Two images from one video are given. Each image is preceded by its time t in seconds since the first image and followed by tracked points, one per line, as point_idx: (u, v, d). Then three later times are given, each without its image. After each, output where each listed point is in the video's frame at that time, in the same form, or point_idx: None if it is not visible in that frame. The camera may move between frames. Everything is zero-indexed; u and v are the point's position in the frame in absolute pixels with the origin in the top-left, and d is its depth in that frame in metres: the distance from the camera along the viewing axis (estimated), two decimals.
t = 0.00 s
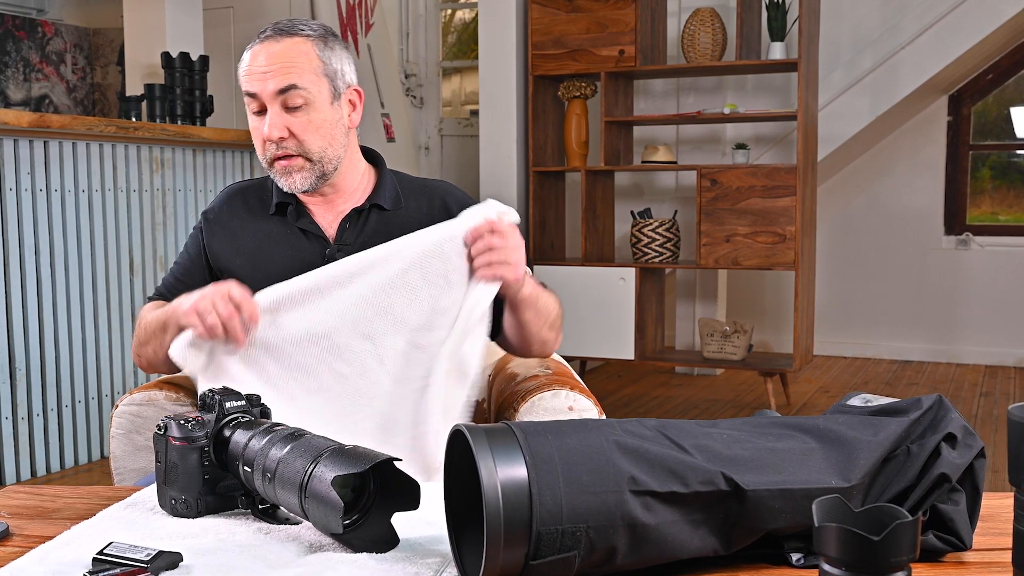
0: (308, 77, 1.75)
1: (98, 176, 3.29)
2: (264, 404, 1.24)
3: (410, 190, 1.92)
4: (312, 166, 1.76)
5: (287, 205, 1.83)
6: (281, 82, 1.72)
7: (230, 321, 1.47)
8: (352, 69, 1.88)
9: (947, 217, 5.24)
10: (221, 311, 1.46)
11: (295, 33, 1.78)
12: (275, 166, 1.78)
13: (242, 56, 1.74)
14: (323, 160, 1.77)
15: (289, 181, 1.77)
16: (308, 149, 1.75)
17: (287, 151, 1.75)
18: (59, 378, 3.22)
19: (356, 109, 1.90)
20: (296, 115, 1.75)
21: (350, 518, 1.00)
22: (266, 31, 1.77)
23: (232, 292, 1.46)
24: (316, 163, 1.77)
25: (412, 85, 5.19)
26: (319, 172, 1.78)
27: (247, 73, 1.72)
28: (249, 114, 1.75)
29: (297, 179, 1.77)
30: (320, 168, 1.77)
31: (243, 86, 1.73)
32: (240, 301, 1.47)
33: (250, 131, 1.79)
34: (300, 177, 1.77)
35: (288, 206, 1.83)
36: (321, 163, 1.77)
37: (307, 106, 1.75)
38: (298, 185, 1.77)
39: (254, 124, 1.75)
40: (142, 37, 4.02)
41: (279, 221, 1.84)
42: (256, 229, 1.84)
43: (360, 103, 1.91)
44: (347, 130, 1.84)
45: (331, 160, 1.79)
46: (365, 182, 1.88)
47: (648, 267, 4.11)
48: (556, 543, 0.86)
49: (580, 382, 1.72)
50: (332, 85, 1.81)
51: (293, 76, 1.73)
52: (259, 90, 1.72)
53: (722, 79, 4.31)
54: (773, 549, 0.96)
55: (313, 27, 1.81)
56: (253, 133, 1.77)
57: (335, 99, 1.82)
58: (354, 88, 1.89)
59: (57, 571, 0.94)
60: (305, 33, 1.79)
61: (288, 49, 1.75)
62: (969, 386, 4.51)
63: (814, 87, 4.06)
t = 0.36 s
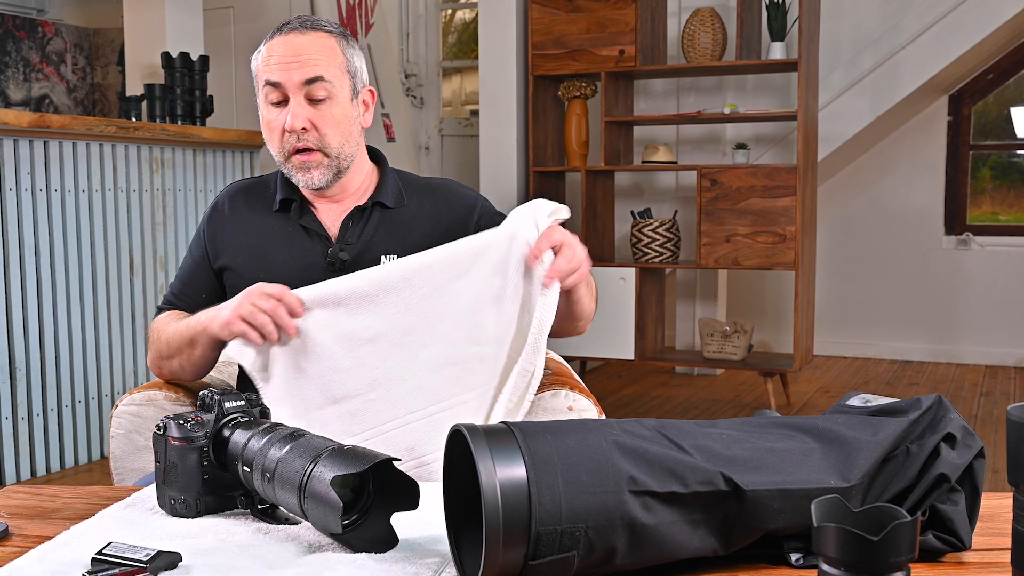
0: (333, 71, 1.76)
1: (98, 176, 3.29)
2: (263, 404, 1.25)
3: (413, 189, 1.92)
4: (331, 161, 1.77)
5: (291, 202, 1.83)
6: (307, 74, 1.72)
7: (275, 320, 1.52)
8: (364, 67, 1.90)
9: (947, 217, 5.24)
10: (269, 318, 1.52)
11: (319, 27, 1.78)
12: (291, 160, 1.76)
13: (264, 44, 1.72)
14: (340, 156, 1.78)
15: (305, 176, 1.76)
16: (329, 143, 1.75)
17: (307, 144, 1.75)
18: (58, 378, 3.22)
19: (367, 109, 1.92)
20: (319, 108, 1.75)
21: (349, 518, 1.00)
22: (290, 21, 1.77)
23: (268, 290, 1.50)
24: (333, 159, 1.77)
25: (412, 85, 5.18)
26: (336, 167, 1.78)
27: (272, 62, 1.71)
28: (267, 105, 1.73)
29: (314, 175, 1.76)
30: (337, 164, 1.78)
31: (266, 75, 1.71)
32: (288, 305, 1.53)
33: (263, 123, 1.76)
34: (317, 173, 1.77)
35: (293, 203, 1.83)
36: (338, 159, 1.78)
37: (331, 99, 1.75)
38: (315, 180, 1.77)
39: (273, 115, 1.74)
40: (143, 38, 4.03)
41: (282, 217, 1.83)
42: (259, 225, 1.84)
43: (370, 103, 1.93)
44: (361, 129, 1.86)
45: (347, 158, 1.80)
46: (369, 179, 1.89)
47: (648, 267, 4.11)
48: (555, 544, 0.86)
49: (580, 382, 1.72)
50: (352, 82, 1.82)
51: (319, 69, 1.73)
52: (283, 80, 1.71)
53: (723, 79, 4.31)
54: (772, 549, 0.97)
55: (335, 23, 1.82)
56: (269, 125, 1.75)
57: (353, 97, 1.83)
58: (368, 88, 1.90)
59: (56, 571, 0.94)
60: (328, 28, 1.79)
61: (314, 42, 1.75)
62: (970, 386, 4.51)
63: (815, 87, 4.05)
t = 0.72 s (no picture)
0: (336, 92, 1.68)
1: (98, 176, 3.29)
2: (263, 404, 1.25)
3: (422, 194, 1.90)
4: (327, 178, 1.72)
5: (300, 202, 1.81)
6: (310, 94, 1.64)
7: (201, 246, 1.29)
8: (377, 78, 1.83)
9: (947, 217, 5.24)
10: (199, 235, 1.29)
11: (327, 43, 1.71)
12: (289, 172, 1.72)
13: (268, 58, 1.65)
14: (338, 174, 1.72)
15: (301, 189, 1.72)
16: (326, 164, 1.69)
17: (304, 163, 1.69)
18: (59, 378, 3.22)
19: (377, 122, 1.85)
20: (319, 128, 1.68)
21: (349, 518, 1.00)
22: (297, 34, 1.69)
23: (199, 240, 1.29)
24: (330, 176, 1.72)
25: (413, 84, 5.18)
26: (333, 183, 1.73)
27: (275, 79, 1.63)
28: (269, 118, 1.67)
29: (310, 189, 1.73)
30: (334, 181, 1.73)
31: (268, 90, 1.65)
32: (207, 212, 1.28)
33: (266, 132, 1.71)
34: (313, 187, 1.72)
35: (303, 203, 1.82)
36: (336, 176, 1.72)
37: (331, 121, 1.68)
38: (309, 193, 1.73)
39: (274, 129, 1.68)
40: (143, 38, 4.03)
41: (292, 217, 1.82)
42: (267, 225, 1.83)
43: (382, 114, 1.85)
44: (367, 144, 1.80)
45: (346, 175, 1.74)
46: (378, 185, 1.85)
47: (648, 267, 4.11)
48: (555, 543, 0.86)
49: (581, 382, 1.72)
50: (358, 101, 1.75)
51: (321, 90, 1.66)
52: (283, 99, 1.64)
53: (723, 79, 4.30)
54: (772, 550, 0.97)
55: (346, 37, 1.74)
56: (270, 137, 1.69)
57: (359, 113, 1.76)
58: (379, 101, 1.83)
59: (55, 571, 0.94)
60: (337, 45, 1.72)
61: (319, 60, 1.67)
62: (970, 386, 4.51)
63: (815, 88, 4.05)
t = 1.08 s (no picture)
0: (338, 99, 1.69)
1: (99, 176, 3.29)
2: (263, 404, 1.25)
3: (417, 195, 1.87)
4: (324, 185, 1.71)
5: (295, 205, 1.79)
6: (313, 100, 1.66)
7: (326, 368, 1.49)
8: (381, 86, 1.83)
9: (947, 217, 5.24)
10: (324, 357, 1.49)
11: (335, 48, 1.72)
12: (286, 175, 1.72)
13: (273, 60, 1.66)
14: (335, 179, 1.72)
15: (296, 193, 1.72)
16: (324, 168, 1.69)
17: (302, 167, 1.69)
18: (59, 378, 3.22)
19: (379, 128, 1.85)
20: (320, 133, 1.69)
21: (349, 518, 1.00)
22: (305, 37, 1.70)
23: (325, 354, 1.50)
24: (328, 181, 1.71)
25: (413, 85, 5.19)
26: (329, 191, 1.72)
27: (279, 81, 1.65)
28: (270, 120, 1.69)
29: (306, 194, 1.71)
30: (330, 188, 1.72)
31: (271, 91, 1.66)
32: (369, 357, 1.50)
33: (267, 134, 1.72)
34: (310, 192, 1.72)
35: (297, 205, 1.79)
36: (333, 182, 1.72)
37: (332, 126, 1.69)
38: (306, 198, 1.72)
39: (275, 130, 1.69)
40: (143, 38, 4.03)
41: (286, 220, 1.80)
42: (261, 227, 1.80)
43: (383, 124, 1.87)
44: (367, 150, 1.80)
45: (343, 180, 1.73)
46: (373, 188, 1.84)
47: (648, 267, 4.11)
48: (555, 543, 0.86)
49: (581, 382, 1.72)
50: (360, 108, 1.75)
51: (323, 97, 1.67)
52: (286, 102, 1.65)
53: (722, 79, 4.30)
54: (772, 550, 0.96)
55: (353, 43, 1.75)
56: (270, 138, 1.71)
57: (361, 120, 1.77)
58: (382, 109, 1.84)
59: (55, 571, 0.94)
60: (344, 50, 1.73)
61: (325, 65, 1.69)
62: (970, 386, 4.51)
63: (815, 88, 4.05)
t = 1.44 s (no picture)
0: (341, 88, 1.69)
1: (99, 176, 3.29)
2: (263, 404, 1.24)
3: (413, 192, 1.88)
4: (331, 176, 1.71)
5: (292, 208, 1.78)
6: (315, 91, 1.65)
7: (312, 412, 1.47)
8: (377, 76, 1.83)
9: (947, 217, 5.24)
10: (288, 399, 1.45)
11: (332, 38, 1.71)
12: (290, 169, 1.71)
13: (271, 53, 1.65)
14: (342, 170, 1.72)
15: (302, 187, 1.71)
16: (329, 159, 1.69)
17: (308, 160, 1.68)
18: (59, 378, 3.22)
19: (375, 120, 1.85)
20: (324, 124, 1.68)
21: (349, 518, 1.00)
22: (302, 29, 1.69)
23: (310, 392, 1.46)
24: (335, 173, 1.71)
25: (413, 85, 5.18)
26: (336, 182, 1.72)
27: (280, 74, 1.63)
28: (271, 114, 1.67)
29: (312, 186, 1.70)
30: (337, 179, 1.72)
31: (271, 85, 1.65)
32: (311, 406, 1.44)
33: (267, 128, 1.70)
34: (316, 186, 1.71)
35: (295, 208, 1.78)
36: (339, 173, 1.72)
37: (335, 116, 1.68)
38: (312, 192, 1.71)
39: (276, 125, 1.68)
40: (143, 38, 4.03)
41: (285, 223, 1.78)
42: (261, 233, 1.78)
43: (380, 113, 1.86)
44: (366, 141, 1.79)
45: (348, 171, 1.73)
46: (369, 185, 1.84)
47: (648, 267, 4.11)
48: (555, 543, 0.86)
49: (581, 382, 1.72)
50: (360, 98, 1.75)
51: (326, 86, 1.66)
52: (288, 95, 1.64)
53: (722, 79, 4.30)
54: (772, 550, 0.96)
55: (348, 33, 1.74)
56: (271, 133, 1.69)
57: (361, 111, 1.76)
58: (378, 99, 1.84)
59: (55, 571, 0.94)
60: (341, 40, 1.72)
61: (325, 55, 1.68)
62: (970, 386, 4.51)
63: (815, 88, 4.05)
